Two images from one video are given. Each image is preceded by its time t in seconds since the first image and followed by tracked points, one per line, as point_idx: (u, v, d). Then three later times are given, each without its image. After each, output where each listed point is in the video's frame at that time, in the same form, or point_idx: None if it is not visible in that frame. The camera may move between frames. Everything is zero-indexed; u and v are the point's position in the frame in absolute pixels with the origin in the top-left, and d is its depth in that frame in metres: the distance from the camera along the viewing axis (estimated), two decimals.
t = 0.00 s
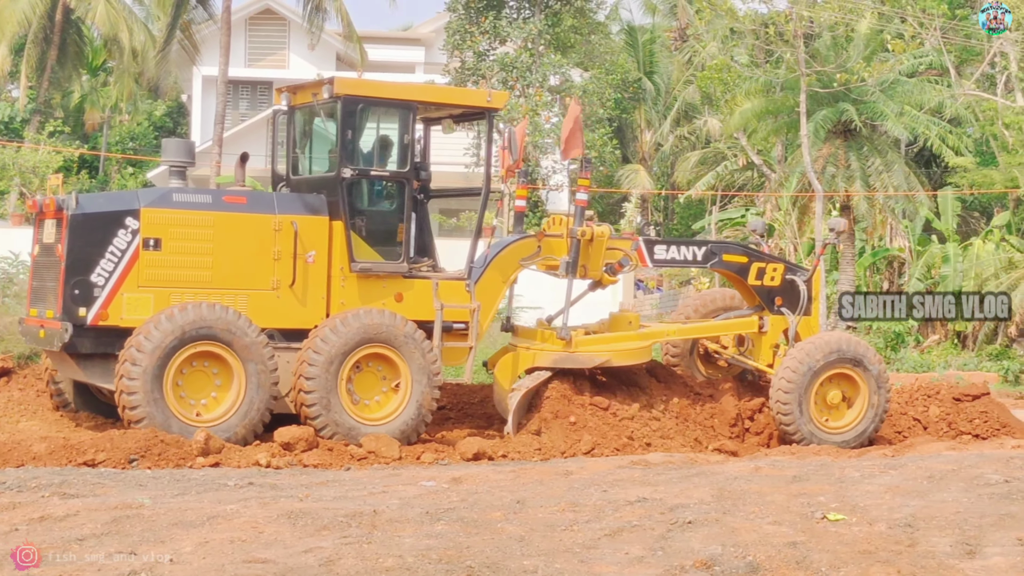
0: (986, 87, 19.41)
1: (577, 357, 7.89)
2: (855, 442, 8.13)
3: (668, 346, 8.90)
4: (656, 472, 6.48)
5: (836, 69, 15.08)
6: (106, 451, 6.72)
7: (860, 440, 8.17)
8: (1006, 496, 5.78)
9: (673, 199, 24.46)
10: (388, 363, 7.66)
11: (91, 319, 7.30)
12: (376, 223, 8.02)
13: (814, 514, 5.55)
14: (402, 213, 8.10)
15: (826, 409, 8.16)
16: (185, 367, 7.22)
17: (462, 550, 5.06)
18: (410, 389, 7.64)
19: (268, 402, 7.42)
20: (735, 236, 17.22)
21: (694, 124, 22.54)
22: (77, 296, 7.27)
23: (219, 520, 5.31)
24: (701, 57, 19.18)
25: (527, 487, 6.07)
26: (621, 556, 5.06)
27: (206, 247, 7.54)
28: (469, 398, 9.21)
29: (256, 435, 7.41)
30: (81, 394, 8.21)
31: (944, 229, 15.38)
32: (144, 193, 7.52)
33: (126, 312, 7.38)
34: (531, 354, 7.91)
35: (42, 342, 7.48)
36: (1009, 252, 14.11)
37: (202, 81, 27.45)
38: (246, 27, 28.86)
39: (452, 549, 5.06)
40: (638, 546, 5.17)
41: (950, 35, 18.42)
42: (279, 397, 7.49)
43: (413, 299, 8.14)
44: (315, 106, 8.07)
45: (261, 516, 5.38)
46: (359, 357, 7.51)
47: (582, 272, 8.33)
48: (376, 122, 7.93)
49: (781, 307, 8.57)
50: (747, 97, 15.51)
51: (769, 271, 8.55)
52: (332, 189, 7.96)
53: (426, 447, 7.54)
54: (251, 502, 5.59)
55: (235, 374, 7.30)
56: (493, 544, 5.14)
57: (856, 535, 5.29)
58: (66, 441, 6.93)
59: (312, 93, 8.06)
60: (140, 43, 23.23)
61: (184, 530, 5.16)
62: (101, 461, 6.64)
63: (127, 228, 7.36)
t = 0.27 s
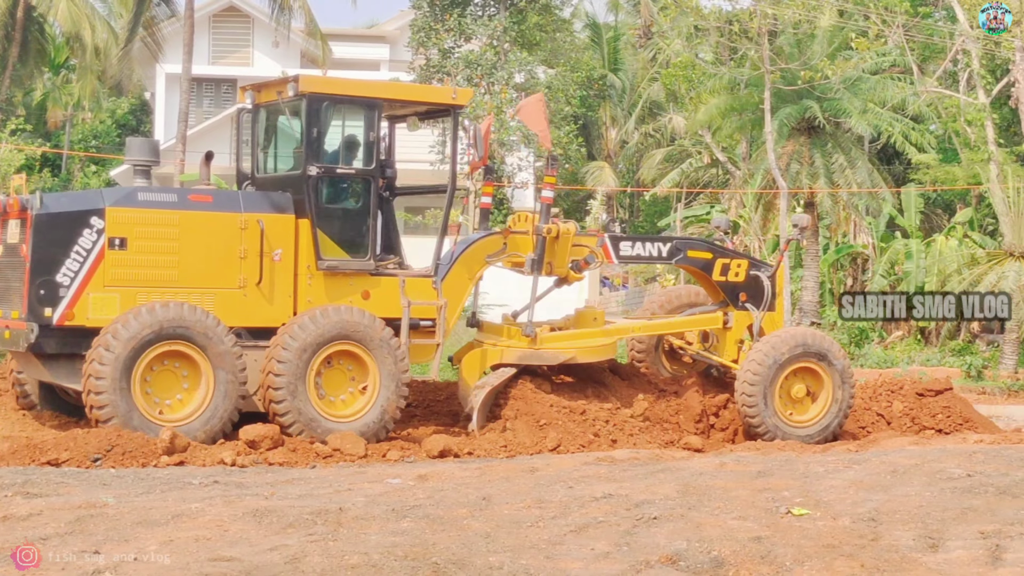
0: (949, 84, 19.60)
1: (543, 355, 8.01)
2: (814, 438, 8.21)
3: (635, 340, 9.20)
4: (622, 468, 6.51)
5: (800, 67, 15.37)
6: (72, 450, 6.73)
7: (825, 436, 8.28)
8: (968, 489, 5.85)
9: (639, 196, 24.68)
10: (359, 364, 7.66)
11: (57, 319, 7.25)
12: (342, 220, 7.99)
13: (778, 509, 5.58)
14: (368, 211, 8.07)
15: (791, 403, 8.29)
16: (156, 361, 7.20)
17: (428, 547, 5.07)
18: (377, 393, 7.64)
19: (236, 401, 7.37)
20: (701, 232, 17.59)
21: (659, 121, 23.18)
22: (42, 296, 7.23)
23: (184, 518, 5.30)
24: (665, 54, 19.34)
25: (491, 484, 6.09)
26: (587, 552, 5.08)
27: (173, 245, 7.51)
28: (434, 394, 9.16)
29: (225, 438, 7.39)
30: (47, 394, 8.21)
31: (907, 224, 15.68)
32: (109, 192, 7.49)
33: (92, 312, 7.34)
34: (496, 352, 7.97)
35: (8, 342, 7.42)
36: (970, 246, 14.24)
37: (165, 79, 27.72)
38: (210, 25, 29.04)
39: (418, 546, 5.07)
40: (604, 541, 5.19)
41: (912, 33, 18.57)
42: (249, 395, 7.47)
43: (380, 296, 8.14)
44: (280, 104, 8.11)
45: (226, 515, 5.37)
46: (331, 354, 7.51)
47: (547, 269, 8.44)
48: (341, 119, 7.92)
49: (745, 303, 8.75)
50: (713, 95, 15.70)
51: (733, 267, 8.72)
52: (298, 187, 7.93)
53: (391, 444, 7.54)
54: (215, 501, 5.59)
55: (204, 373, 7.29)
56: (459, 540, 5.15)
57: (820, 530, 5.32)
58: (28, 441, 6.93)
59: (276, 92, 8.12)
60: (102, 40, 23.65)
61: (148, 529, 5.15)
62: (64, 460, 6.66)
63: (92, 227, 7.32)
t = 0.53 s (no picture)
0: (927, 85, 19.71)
1: (535, 351, 8.02)
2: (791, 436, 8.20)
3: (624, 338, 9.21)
4: (601, 467, 6.52)
5: (780, 68, 16.16)
6: (50, 449, 6.74)
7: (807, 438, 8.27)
8: (946, 489, 5.87)
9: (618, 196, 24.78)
10: (355, 371, 7.67)
11: (52, 319, 7.24)
12: (337, 220, 7.98)
13: (758, 508, 5.60)
14: (363, 210, 8.06)
15: (779, 401, 8.30)
16: (159, 358, 7.19)
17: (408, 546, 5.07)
18: (364, 406, 7.63)
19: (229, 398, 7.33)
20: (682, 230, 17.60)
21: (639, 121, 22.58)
22: (38, 297, 7.21)
23: (163, 516, 5.29)
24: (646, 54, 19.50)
25: (470, 483, 6.10)
26: (566, 551, 5.08)
27: (168, 245, 7.49)
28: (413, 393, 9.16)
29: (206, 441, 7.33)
30: (40, 393, 8.20)
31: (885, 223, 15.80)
32: (104, 191, 7.47)
33: (88, 312, 7.33)
34: (488, 347, 7.97)
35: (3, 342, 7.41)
36: (947, 246, 14.32)
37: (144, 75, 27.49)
38: (188, 23, 29.30)
39: (397, 545, 5.06)
40: (583, 541, 5.20)
41: (891, 34, 18.65)
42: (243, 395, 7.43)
43: (374, 296, 8.13)
44: (274, 103, 8.05)
45: (205, 513, 5.36)
46: (331, 352, 7.52)
47: (540, 269, 8.44)
48: (337, 118, 7.91)
49: (737, 301, 8.73)
50: (693, 94, 16.45)
51: (725, 265, 8.71)
52: (293, 186, 7.91)
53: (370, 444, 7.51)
54: (194, 498, 5.59)
55: (201, 382, 7.26)
56: (438, 539, 5.16)
57: (799, 529, 5.34)
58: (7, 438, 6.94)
59: (270, 90, 8.07)
60: (81, 37, 23.93)
61: (127, 526, 5.14)
62: (43, 458, 6.68)
63: (88, 227, 7.30)
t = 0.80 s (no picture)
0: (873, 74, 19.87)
1: (492, 329, 8.07)
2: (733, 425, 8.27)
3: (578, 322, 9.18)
4: (547, 452, 6.57)
5: (727, 56, 16.10)
6: None
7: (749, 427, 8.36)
8: (887, 475, 5.96)
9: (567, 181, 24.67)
10: (318, 365, 7.66)
11: (13, 303, 7.15)
12: (297, 205, 7.92)
13: (702, 493, 5.65)
14: (324, 195, 8.01)
15: (730, 386, 8.40)
16: (132, 343, 7.17)
17: (353, 530, 5.07)
18: (313, 403, 7.57)
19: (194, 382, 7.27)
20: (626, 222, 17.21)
21: (587, 106, 22.49)
22: None
23: (106, 500, 5.26)
24: (594, 40, 19.49)
25: (415, 467, 6.12)
26: (511, 535, 5.11)
27: (129, 229, 7.42)
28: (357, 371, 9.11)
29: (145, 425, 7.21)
30: None
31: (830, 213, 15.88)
32: (64, 174, 7.39)
33: (48, 296, 7.25)
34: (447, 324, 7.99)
35: None
36: (892, 235, 14.45)
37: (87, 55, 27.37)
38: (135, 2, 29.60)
39: (342, 529, 5.07)
40: (528, 525, 5.22)
41: (838, 23, 18.73)
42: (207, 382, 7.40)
43: (335, 281, 8.07)
44: (235, 87, 7.96)
45: (149, 497, 5.34)
46: (297, 336, 7.50)
47: (498, 254, 8.48)
48: (299, 102, 7.86)
49: (691, 287, 8.85)
50: (641, 81, 16.56)
51: (680, 251, 8.80)
52: (253, 171, 7.84)
53: (315, 427, 7.47)
54: (137, 482, 5.56)
55: (161, 377, 7.22)
56: (382, 522, 5.17)
57: (743, 514, 5.39)
58: None
59: (231, 73, 7.97)
60: (24, 15, 23.18)
61: (69, 510, 5.11)
62: None
63: (48, 210, 7.23)
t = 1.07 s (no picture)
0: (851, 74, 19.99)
1: (478, 321, 8.12)
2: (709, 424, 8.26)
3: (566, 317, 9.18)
4: (525, 452, 6.59)
5: (706, 55, 16.18)
6: None
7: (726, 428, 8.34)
8: (865, 473, 5.99)
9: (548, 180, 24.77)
10: (305, 374, 7.66)
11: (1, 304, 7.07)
12: (285, 205, 7.89)
13: (680, 492, 5.67)
14: (312, 195, 7.98)
15: (716, 382, 8.41)
16: (131, 348, 7.17)
17: (331, 529, 5.07)
18: (290, 410, 7.51)
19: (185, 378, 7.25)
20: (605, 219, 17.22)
21: (566, 106, 22.76)
22: None
23: (83, 501, 5.25)
24: (575, 40, 19.63)
25: (393, 467, 6.13)
26: (489, 534, 5.11)
27: (118, 230, 7.35)
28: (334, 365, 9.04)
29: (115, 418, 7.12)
30: None
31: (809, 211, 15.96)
32: (53, 175, 7.30)
33: (37, 298, 7.17)
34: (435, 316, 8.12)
35: None
36: (870, 233, 14.55)
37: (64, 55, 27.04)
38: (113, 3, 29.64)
39: (320, 529, 5.06)
40: (506, 524, 5.23)
41: (816, 22, 18.84)
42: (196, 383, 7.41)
43: (324, 281, 8.05)
44: (223, 87, 7.92)
45: (126, 497, 5.34)
46: (291, 337, 7.51)
47: (486, 253, 8.49)
48: (287, 102, 7.82)
49: (676, 285, 8.82)
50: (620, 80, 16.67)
51: (665, 250, 8.75)
52: (241, 171, 7.80)
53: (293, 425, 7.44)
54: (115, 482, 5.56)
55: (146, 386, 7.18)
56: (360, 522, 5.17)
57: (720, 512, 5.41)
58: None
59: (219, 74, 7.93)
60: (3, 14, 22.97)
61: (46, 511, 5.10)
62: None
63: (38, 212, 7.14)
